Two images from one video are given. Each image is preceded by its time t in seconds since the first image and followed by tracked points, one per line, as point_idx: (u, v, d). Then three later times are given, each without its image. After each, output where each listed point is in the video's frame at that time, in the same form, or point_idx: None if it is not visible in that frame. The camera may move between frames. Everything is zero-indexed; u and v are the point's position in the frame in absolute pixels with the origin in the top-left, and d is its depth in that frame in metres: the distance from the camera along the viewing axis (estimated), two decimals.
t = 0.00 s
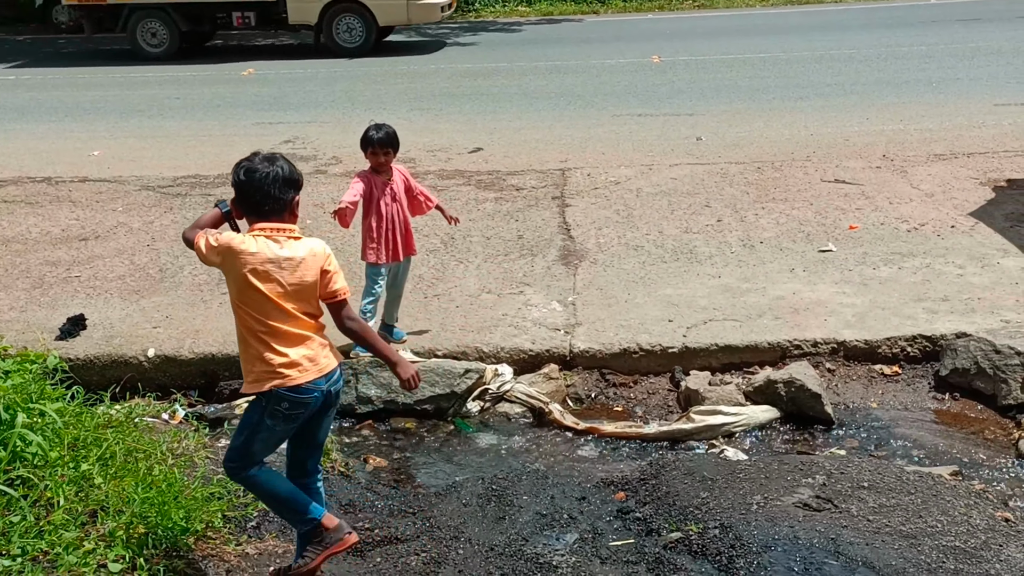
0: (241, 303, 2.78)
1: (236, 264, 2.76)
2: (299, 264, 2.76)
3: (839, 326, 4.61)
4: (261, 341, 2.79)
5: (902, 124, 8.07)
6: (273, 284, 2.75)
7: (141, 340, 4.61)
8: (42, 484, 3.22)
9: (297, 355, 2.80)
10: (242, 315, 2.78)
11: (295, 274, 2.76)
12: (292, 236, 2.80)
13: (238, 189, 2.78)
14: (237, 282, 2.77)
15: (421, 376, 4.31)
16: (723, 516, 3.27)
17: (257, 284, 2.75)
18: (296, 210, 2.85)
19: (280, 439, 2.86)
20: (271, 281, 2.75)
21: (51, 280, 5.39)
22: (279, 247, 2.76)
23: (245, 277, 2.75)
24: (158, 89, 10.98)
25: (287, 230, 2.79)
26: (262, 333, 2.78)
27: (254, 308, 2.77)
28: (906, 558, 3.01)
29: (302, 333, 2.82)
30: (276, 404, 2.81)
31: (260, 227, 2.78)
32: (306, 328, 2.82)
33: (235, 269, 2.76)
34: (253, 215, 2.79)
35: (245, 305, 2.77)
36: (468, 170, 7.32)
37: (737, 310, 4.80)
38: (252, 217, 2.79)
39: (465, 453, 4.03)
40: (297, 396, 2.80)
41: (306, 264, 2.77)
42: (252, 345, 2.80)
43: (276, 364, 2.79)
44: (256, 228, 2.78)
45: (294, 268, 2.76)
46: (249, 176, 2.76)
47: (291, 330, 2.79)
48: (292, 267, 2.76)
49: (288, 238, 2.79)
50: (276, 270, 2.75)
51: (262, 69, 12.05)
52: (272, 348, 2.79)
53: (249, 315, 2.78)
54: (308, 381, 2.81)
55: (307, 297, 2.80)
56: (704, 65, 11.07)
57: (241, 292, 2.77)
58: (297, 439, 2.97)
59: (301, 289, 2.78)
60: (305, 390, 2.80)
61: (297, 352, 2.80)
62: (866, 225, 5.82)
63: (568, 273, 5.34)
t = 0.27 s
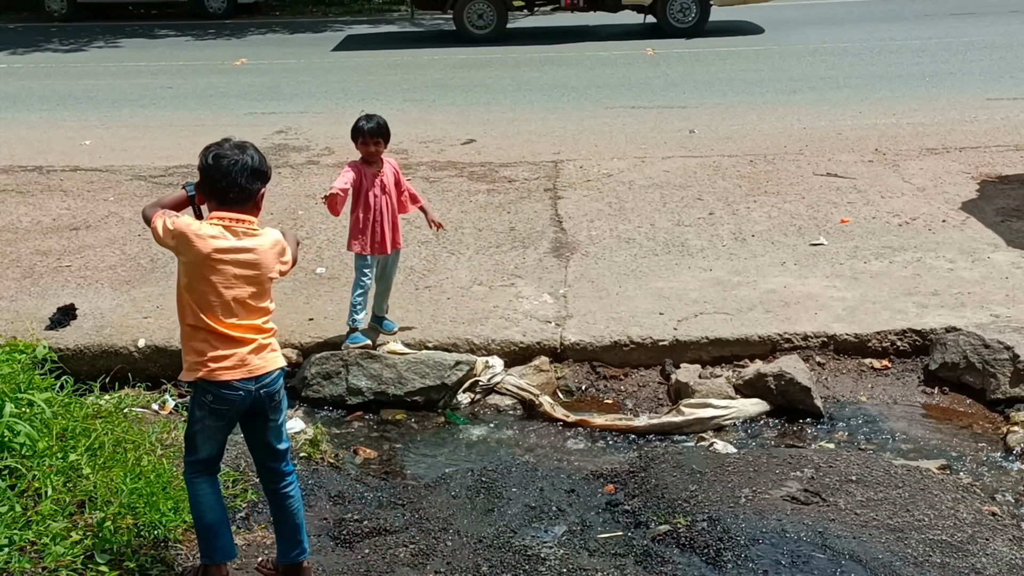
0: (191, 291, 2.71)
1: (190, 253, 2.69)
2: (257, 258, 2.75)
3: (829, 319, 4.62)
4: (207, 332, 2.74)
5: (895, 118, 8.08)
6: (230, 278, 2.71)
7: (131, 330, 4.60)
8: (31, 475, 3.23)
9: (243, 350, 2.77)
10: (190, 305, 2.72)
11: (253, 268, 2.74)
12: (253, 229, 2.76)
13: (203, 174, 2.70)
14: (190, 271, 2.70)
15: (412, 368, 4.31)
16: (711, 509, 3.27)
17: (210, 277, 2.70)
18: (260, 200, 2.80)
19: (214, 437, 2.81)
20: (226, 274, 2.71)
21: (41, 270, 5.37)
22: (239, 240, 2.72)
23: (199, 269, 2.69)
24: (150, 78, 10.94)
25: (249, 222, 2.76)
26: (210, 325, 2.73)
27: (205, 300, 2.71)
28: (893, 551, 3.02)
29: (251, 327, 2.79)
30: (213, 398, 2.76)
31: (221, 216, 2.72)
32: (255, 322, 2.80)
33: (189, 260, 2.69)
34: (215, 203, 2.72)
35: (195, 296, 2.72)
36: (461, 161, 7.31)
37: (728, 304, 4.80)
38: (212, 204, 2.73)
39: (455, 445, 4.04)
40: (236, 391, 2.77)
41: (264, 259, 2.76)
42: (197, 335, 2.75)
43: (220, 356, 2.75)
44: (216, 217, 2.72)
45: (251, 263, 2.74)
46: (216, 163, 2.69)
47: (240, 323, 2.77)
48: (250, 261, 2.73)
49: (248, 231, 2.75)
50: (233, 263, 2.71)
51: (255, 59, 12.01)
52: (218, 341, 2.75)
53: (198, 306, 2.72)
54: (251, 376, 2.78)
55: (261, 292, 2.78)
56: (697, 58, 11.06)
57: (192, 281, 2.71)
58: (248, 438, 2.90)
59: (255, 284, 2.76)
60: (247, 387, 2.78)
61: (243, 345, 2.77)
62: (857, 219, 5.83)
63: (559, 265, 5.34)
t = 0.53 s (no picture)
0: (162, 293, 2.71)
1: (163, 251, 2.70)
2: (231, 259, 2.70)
3: (826, 325, 4.62)
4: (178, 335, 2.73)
5: (892, 123, 8.09)
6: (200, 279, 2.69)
7: (127, 334, 4.59)
8: (25, 480, 3.22)
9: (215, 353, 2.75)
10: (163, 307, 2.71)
11: (224, 269, 2.70)
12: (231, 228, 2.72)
13: (184, 167, 2.70)
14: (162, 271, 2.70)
15: (409, 373, 4.31)
16: (708, 515, 3.27)
17: (180, 276, 2.69)
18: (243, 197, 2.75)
19: (189, 434, 2.81)
20: (197, 274, 2.69)
21: (38, 273, 5.36)
22: (212, 238, 2.69)
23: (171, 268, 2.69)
24: (147, 81, 10.93)
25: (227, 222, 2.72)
26: (181, 327, 2.72)
27: (175, 301, 2.70)
28: (889, 558, 3.02)
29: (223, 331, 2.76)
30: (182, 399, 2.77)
31: (198, 214, 2.71)
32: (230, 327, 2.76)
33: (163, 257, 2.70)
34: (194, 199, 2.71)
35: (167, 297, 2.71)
36: (458, 165, 7.31)
37: (725, 309, 4.80)
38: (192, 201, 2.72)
39: (451, 450, 4.03)
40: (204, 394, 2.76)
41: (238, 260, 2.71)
42: (168, 337, 2.74)
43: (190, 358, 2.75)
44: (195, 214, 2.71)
45: (223, 263, 2.69)
46: (196, 156, 2.68)
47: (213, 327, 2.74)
48: (221, 262, 2.69)
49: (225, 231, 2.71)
50: (204, 262, 2.69)
51: (253, 61, 12.00)
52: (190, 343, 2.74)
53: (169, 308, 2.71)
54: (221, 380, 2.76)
55: (234, 296, 2.73)
56: (695, 62, 11.07)
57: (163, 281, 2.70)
58: (227, 438, 2.88)
59: (227, 287, 2.71)
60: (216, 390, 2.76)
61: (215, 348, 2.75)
62: (854, 224, 5.83)
63: (556, 269, 5.34)
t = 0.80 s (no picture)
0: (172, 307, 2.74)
1: (174, 264, 2.74)
2: (235, 272, 2.70)
3: (827, 336, 4.61)
4: (189, 347, 2.76)
5: (893, 133, 8.09)
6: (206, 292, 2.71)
7: (127, 344, 4.58)
8: (23, 493, 3.21)
9: (224, 366, 2.76)
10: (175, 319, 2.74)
11: (228, 281, 2.70)
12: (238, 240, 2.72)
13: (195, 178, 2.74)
14: (171, 285, 2.73)
15: (409, 384, 4.30)
16: (708, 528, 3.26)
17: (188, 289, 2.72)
18: (253, 208, 2.76)
19: (200, 437, 2.87)
20: (203, 288, 2.71)
21: (38, 283, 5.36)
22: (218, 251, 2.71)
23: (180, 281, 2.72)
24: (149, 90, 10.95)
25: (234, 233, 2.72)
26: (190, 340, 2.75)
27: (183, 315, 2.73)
28: (891, 572, 3.00)
29: (231, 347, 2.75)
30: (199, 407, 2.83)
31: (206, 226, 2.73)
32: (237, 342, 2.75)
33: (173, 271, 2.73)
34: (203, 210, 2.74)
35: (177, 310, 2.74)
36: (459, 175, 7.31)
37: (725, 320, 4.80)
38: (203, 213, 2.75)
39: (451, 461, 4.02)
40: (216, 403, 2.80)
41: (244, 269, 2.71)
42: (180, 349, 2.78)
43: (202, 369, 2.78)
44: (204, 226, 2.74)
45: (228, 276, 2.70)
46: (204, 167, 2.71)
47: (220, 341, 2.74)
48: (225, 276, 2.70)
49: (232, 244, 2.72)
50: (209, 276, 2.70)
51: (254, 71, 12.02)
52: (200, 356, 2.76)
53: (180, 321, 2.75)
54: (231, 391, 2.79)
55: (238, 310, 2.71)
56: (696, 72, 11.08)
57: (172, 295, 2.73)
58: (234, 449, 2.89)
59: (231, 300, 2.71)
60: (227, 401, 2.79)
61: (224, 362, 2.77)
62: (855, 234, 5.83)
63: (557, 280, 5.33)
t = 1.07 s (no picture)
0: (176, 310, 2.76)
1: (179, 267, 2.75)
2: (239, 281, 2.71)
3: (831, 345, 4.60)
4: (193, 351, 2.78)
5: (897, 142, 8.09)
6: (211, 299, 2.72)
7: (131, 352, 4.59)
8: (26, 500, 3.19)
9: (227, 372, 2.78)
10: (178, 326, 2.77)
11: (232, 289, 2.71)
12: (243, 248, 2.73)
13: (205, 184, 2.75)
14: (176, 288, 2.74)
15: (412, 392, 4.30)
16: (713, 537, 3.24)
17: (193, 294, 2.73)
18: (260, 216, 2.76)
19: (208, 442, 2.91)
20: (208, 294, 2.72)
21: (42, 290, 5.37)
22: (224, 258, 2.71)
23: (185, 286, 2.73)
24: (154, 98, 10.98)
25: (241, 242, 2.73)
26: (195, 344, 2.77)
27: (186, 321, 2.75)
28: None
29: (232, 354, 2.77)
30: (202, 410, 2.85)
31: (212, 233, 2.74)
32: (241, 348, 2.76)
33: (179, 274, 2.74)
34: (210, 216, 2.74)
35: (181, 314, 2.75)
36: (463, 183, 7.32)
37: (730, 328, 4.79)
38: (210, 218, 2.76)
39: (454, 470, 4.01)
40: (217, 409, 2.82)
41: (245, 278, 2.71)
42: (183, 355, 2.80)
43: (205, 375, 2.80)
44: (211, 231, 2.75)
45: (232, 284, 2.71)
46: (215, 175, 2.72)
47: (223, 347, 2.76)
48: (231, 284, 2.71)
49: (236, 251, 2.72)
50: (215, 283, 2.71)
51: (259, 80, 12.05)
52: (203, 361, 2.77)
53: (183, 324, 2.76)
54: (231, 397, 2.79)
55: (243, 318, 2.73)
56: (701, 81, 11.09)
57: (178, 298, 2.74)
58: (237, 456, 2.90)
59: (236, 307, 2.72)
60: (228, 406, 2.81)
61: (226, 368, 2.78)
62: (860, 243, 5.82)
63: (561, 288, 5.33)
